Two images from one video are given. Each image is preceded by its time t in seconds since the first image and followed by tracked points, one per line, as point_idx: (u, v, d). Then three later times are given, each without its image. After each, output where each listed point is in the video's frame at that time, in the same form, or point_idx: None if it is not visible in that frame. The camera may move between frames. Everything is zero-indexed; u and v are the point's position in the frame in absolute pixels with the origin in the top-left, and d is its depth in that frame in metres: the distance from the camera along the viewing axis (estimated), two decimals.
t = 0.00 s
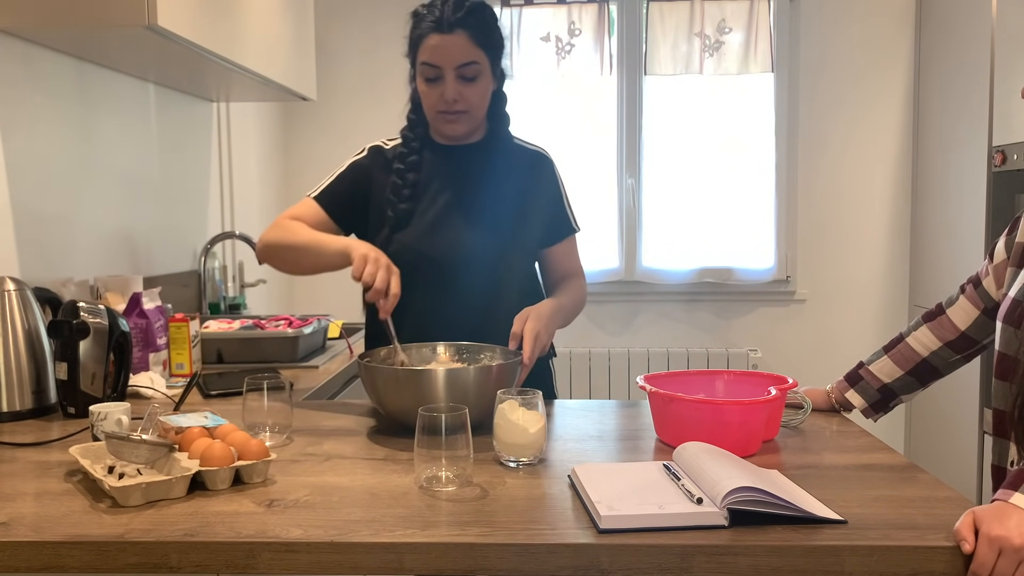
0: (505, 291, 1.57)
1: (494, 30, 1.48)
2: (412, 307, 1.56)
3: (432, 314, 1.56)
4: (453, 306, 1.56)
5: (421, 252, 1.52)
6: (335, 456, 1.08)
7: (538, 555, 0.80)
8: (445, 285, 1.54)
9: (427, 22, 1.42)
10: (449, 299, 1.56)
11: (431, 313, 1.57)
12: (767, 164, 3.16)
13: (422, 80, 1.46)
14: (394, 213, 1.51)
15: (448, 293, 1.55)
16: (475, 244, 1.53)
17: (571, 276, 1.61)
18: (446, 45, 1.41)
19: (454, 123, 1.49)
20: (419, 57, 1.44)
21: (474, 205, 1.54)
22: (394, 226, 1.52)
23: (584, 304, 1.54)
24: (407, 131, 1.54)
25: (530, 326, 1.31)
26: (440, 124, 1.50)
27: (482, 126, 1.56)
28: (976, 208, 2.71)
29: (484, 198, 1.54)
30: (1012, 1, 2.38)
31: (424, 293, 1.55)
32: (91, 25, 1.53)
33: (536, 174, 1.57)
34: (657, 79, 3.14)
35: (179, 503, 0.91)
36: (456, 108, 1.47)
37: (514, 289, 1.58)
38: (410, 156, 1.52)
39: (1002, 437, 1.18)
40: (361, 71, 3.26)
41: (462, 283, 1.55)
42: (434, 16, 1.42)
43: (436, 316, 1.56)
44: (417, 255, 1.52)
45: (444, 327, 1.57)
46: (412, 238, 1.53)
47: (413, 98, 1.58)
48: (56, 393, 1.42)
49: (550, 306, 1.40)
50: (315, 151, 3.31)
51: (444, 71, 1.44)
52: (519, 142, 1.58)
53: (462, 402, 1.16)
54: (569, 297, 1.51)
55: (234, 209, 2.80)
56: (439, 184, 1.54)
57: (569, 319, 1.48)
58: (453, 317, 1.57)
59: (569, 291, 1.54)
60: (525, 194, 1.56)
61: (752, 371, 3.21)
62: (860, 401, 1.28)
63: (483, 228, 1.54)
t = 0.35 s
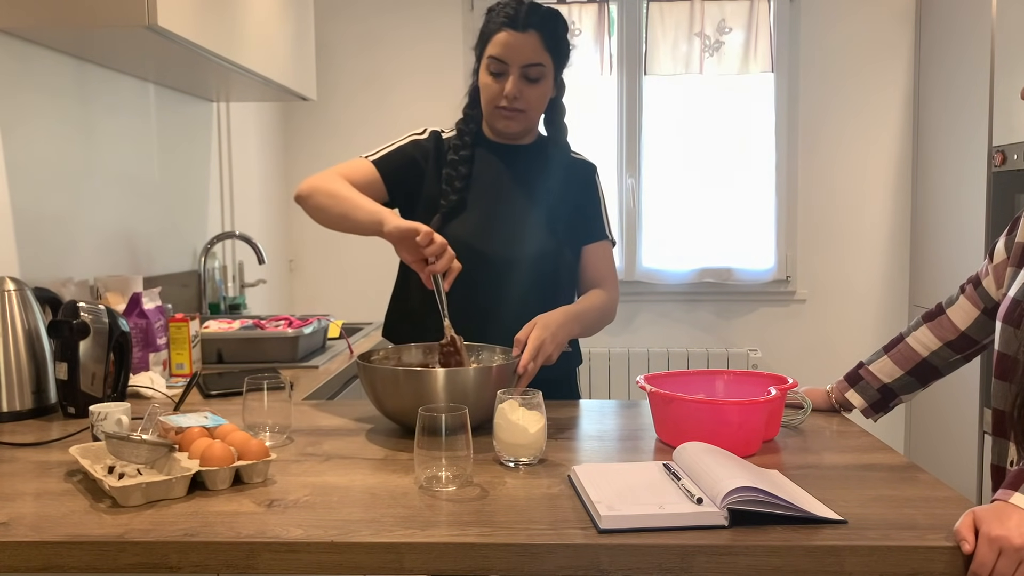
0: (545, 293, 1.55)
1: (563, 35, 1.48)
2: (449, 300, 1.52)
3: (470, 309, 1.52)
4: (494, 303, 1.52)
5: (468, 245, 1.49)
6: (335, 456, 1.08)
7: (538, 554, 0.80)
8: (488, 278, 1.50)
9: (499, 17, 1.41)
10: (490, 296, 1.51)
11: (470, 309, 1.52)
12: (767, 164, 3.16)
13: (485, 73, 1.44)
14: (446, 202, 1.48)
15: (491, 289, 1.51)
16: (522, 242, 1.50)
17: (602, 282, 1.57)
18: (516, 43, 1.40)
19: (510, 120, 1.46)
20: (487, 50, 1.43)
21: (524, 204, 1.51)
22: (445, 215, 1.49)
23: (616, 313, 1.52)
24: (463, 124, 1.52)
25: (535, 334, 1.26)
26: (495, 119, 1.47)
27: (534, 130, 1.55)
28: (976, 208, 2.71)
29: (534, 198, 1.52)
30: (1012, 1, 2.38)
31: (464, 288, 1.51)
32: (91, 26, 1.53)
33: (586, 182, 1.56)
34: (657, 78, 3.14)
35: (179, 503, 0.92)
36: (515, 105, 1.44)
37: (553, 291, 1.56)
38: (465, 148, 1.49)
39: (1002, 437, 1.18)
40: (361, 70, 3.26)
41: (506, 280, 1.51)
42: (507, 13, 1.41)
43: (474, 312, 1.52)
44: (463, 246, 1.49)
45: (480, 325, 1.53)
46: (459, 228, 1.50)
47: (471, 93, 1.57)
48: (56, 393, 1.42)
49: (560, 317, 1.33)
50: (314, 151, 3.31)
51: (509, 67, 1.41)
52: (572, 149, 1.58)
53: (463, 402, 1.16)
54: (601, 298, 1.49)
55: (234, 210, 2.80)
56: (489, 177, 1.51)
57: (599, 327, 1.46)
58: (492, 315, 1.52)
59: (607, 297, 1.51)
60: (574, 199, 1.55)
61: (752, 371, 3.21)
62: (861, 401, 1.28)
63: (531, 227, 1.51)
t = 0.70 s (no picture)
0: (563, 293, 1.55)
1: (586, 37, 1.47)
2: (466, 299, 1.52)
3: (486, 308, 1.53)
4: (510, 302, 1.52)
5: (485, 244, 1.49)
6: (335, 456, 1.08)
7: (538, 555, 0.80)
8: (503, 277, 1.51)
9: (521, 17, 1.41)
10: (506, 296, 1.52)
11: (484, 306, 1.53)
12: (767, 164, 3.16)
13: (505, 73, 1.44)
14: (464, 202, 1.48)
15: (506, 289, 1.51)
16: (539, 242, 1.50)
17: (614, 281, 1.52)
18: (538, 44, 1.39)
19: (529, 121, 1.46)
20: (508, 50, 1.42)
21: (542, 204, 1.51)
22: (462, 215, 1.49)
23: (630, 313, 1.49)
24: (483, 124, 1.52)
25: (541, 334, 1.25)
26: (514, 119, 1.46)
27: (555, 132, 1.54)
28: (976, 208, 2.71)
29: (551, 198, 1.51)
30: None
31: (481, 287, 1.52)
32: (90, 25, 1.53)
33: (608, 182, 1.54)
34: (658, 78, 3.14)
35: (179, 503, 0.92)
36: (534, 107, 1.43)
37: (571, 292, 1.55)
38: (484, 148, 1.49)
39: (1002, 437, 1.18)
40: (361, 70, 3.26)
41: (522, 281, 1.51)
42: (529, 13, 1.40)
43: (490, 311, 1.53)
44: (478, 245, 1.49)
45: (496, 323, 1.54)
46: (475, 227, 1.50)
47: (494, 93, 1.56)
48: (56, 393, 1.42)
49: (567, 315, 1.31)
50: (315, 151, 3.31)
51: (529, 68, 1.41)
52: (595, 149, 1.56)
53: (464, 402, 1.16)
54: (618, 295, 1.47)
55: (234, 210, 2.80)
56: (507, 178, 1.51)
57: (612, 326, 1.45)
58: (508, 315, 1.53)
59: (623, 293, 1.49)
60: (595, 200, 1.52)
61: (752, 371, 3.22)
62: (860, 401, 1.28)
63: (549, 228, 1.50)
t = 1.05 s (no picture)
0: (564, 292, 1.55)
1: (588, 37, 1.46)
2: (466, 297, 1.53)
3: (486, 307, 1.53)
4: (510, 301, 1.53)
5: (486, 244, 1.49)
6: (335, 456, 1.08)
7: (538, 555, 0.80)
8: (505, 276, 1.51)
9: (521, 18, 1.40)
10: (506, 295, 1.52)
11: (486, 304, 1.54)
12: (767, 164, 3.15)
13: (507, 75, 1.44)
14: (465, 202, 1.48)
15: (507, 288, 1.52)
16: (539, 241, 1.50)
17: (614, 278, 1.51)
18: (537, 46, 1.39)
19: (530, 123, 1.46)
20: (509, 53, 1.42)
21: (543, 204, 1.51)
22: (463, 215, 1.49)
23: (622, 314, 1.50)
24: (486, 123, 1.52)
25: (537, 326, 1.26)
26: (515, 121, 1.47)
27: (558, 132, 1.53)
28: (976, 208, 2.71)
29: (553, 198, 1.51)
30: None
31: (481, 285, 1.52)
32: (90, 26, 1.53)
33: (611, 181, 1.53)
34: (658, 78, 3.14)
35: (179, 503, 0.92)
36: (535, 109, 1.43)
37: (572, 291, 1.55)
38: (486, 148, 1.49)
39: (1002, 437, 1.18)
40: (361, 70, 3.26)
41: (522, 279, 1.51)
42: (529, 13, 1.39)
43: (490, 309, 1.54)
44: (479, 245, 1.49)
45: (498, 320, 1.55)
46: (477, 227, 1.49)
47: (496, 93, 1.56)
48: (56, 393, 1.42)
49: (562, 304, 1.32)
50: (315, 151, 3.31)
51: (530, 70, 1.40)
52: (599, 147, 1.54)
53: (462, 402, 1.16)
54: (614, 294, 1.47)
55: (234, 210, 2.80)
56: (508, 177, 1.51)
57: (606, 321, 1.46)
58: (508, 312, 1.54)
59: (620, 292, 1.49)
60: (598, 199, 1.51)
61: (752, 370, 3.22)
62: (860, 401, 1.28)
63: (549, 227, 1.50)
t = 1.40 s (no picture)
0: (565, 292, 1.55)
1: (581, 36, 1.46)
2: (468, 301, 1.53)
3: (487, 310, 1.53)
4: (513, 304, 1.53)
5: (486, 247, 1.49)
6: (335, 456, 1.08)
7: (538, 554, 0.80)
8: (507, 279, 1.51)
9: (512, 20, 1.39)
10: (508, 298, 1.52)
11: (487, 307, 1.53)
12: (767, 164, 3.16)
13: (500, 78, 1.44)
14: (464, 206, 1.48)
15: (509, 291, 1.52)
16: (540, 243, 1.50)
17: (616, 275, 1.53)
18: (528, 46, 1.38)
19: (527, 124, 1.47)
20: (500, 55, 1.42)
21: (543, 205, 1.51)
22: (463, 218, 1.48)
23: (628, 306, 1.53)
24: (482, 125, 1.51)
25: (527, 317, 1.26)
26: (511, 123, 1.47)
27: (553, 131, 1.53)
28: (976, 208, 2.70)
29: (552, 198, 1.52)
30: None
31: (482, 289, 1.52)
32: (91, 26, 1.53)
33: (609, 178, 1.55)
34: (658, 79, 3.14)
35: (180, 503, 0.92)
36: (530, 110, 1.44)
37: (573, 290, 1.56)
38: (484, 151, 1.49)
39: (1002, 437, 1.18)
40: (361, 71, 3.26)
41: (524, 281, 1.51)
42: (520, 14, 1.39)
43: (493, 312, 1.54)
44: (480, 248, 1.49)
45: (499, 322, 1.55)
46: (477, 230, 1.49)
47: (490, 94, 1.56)
48: (56, 393, 1.42)
49: (553, 298, 1.32)
50: (315, 151, 3.31)
51: (523, 72, 1.41)
52: (596, 145, 1.55)
53: (458, 400, 1.16)
54: (612, 291, 1.49)
55: (234, 209, 2.80)
56: (508, 179, 1.51)
57: (605, 318, 1.48)
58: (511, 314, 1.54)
59: (620, 289, 1.50)
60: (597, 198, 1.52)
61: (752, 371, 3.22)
62: (860, 401, 1.28)
63: (550, 228, 1.50)
